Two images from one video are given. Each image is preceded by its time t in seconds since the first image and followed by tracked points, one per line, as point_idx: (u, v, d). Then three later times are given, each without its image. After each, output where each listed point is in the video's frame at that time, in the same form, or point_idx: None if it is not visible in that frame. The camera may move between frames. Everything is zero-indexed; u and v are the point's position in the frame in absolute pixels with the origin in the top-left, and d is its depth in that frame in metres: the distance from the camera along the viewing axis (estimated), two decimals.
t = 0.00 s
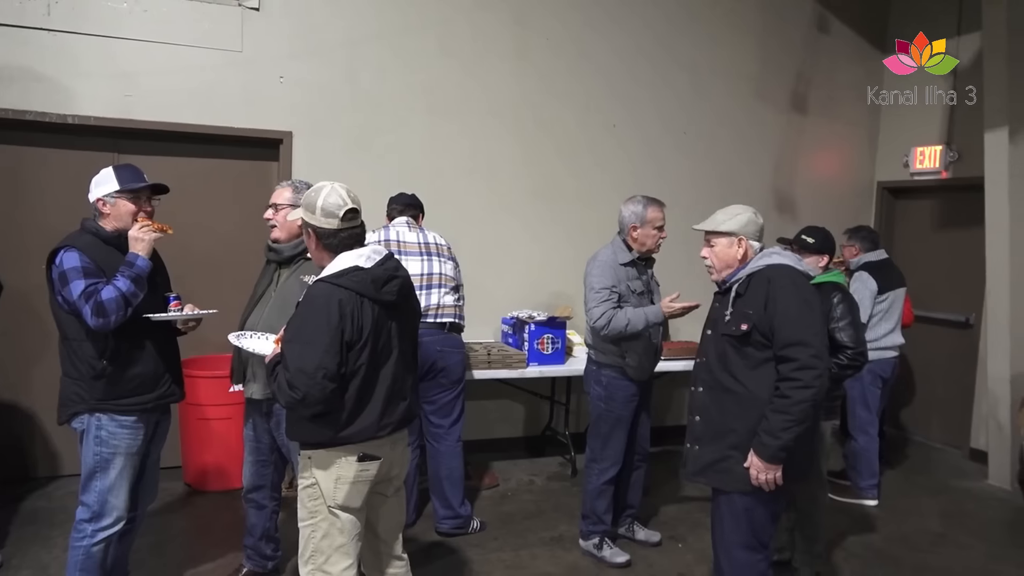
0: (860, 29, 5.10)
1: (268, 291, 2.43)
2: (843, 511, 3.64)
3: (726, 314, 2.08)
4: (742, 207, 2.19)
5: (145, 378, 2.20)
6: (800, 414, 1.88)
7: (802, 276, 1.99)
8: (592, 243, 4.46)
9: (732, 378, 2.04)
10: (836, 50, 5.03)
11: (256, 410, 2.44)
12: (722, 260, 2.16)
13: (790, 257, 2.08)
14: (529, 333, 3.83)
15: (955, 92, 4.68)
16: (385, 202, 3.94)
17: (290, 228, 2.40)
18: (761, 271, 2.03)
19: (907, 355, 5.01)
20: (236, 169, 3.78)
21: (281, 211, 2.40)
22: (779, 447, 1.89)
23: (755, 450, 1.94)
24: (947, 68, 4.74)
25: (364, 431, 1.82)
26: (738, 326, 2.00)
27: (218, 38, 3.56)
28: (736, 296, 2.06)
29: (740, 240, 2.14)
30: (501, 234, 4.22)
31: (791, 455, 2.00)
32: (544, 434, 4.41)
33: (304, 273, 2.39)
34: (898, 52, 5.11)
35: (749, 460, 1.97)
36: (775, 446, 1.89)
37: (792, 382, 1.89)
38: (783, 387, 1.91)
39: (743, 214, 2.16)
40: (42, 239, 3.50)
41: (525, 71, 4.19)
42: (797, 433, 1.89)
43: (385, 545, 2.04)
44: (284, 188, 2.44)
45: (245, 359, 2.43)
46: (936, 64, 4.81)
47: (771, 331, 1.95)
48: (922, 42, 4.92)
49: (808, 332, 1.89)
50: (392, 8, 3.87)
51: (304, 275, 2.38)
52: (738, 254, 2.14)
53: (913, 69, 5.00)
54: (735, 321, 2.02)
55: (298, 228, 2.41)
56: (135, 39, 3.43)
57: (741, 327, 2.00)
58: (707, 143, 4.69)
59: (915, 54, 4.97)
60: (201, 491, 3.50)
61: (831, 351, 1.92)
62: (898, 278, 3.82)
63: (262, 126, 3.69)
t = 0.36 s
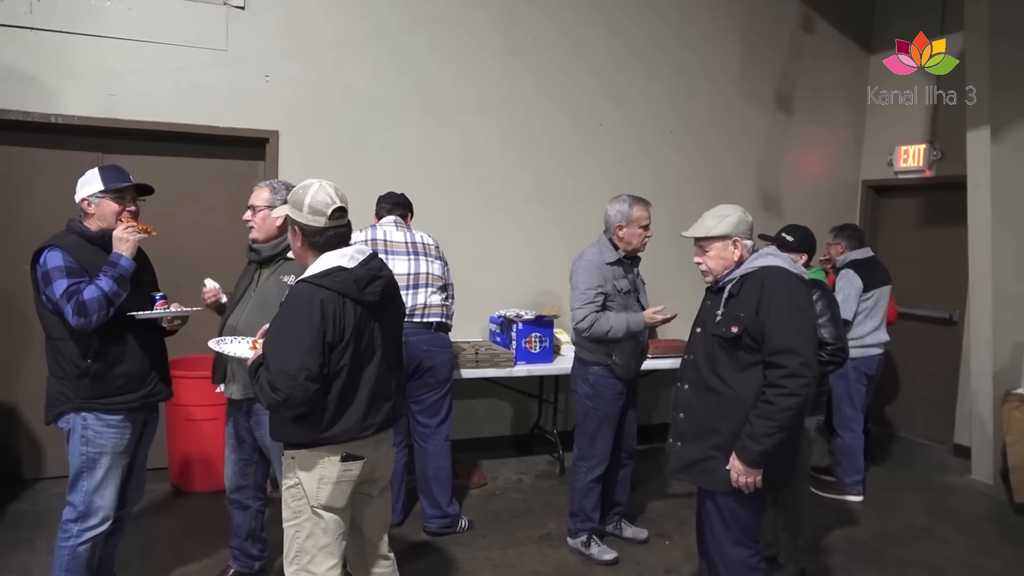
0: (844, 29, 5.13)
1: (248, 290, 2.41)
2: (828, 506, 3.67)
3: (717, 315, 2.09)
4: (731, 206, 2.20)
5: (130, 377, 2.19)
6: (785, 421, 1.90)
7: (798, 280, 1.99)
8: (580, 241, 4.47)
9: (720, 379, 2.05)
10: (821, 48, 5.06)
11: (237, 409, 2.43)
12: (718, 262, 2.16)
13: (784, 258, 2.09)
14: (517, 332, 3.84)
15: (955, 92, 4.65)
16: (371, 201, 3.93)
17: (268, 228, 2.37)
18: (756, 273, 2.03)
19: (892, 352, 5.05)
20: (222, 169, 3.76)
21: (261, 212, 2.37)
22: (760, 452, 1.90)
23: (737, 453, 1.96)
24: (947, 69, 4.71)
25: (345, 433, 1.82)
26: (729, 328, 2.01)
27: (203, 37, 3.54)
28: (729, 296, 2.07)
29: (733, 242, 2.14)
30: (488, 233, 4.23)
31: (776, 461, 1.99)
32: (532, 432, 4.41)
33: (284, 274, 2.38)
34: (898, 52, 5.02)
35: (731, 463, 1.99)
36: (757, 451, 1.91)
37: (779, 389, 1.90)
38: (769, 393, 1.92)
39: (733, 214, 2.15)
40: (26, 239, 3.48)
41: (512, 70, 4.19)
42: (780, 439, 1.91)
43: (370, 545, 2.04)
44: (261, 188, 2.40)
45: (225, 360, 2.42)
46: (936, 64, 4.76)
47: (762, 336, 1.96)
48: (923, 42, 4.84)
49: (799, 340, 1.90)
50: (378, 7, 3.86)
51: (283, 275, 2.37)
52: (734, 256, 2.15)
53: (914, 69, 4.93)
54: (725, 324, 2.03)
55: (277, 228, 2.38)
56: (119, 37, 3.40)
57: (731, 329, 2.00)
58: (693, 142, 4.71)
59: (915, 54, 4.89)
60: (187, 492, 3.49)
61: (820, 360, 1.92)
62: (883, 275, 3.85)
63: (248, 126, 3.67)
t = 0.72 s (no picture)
0: (822, 29, 5.18)
1: (223, 291, 2.39)
2: (807, 502, 3.71)
3: (704, 318, 2.10)
4: (712, 205, 2.17)
5: (107, 378, 2.16)
6: (772, 426, 1.91)
7: (784, 281, 2.00)
8: (562, 240, 4.48)
9: (709, 383, 2.07)
10: (800, 48, 5.11)
11: (213, 410, 2.41)
12: (703, 265, 2.15)
13: (769, 257, 2.11)
14: (499, 331, 3.84)
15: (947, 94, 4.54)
16: (352, 201, 3.92)
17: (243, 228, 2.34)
18: (742, 275, 2.04)
19: (870, 348, 5.12)
20: (201, 168, 3.73)
21: (236, 212, 2.35)
22: (747, 456, 1.92)
23: (722, 456, 1.96)
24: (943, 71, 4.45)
25: (329, 433, 1.82)
26: (717, 333, 2.02)
27: (180, 35, 3.50)
28: (715, 299, 2.09)
29: (717, 243, 2.14)
30: (471, 232, 4.22)
31: (763, 465, 1.99)
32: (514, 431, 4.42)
33: (259, 274, 2.37)
34: (898, 52, 4.83)
35: (715, 465, 1.98)
36: (745, 455, 1.92)
37: (766, 394, 1.92)
38: (757, 399, 1.94)
39: (715, 215, 2.14)
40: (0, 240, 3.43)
41: (493, 70, 4.19)
42: (768, 444, 1.92)
43: (350, 546, 2.04)
44: (234, 189, 2.38)
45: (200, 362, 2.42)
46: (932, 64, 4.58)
47: (750, 341, 1.98)
48: (922, 42, 4.63)
49: (786, 345, 1.92)
50: (358, 6, 3.84)
51: (258, 275, 2.36)
52: (718, 258, 2.15)
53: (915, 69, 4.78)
54: (713, 328, 2.04)
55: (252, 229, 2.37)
56: (95, 35, 3.36)
57: (719, 334, 2.02)
58: (674, 141, 4.73)
59: (915, 54, 4.69)
60: (167, 495, 3.46)
61: (807, 364, 1.94)
62: (862, 273, 3.89)
63: (227, 125, 3.64)
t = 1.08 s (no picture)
0: (801, 30, 5.22)
1: (198, 291, 2.36)
2: (786, 498, 3.74)
3: (692, 322, 2.10)
4: (692, 207, 2.17)
5: (79, 378, 2.13)
6: (770, 430, 1.92)
7: (769, 281, 2.02)
8: (543, 239, 4.48)
9: (702, 388, 2.07)
10: (779, 48, 5.15)
11: (189, 412, 2.38)
12: (687, 270, 2.15)
13: (752, 256, 2.12)
14: (480, 330, 3.83)
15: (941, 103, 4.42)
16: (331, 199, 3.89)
17: (214, 228, 2.34)
18: (729, 276, 2.05)
19: (847, 346, 5.17)
20: (178, 165, 3.68)
21: (209, 213, 2.33)
22: (747, 460, 1.92)
23: (721, 460, 1.97)
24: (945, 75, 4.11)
25: (312, 429, 1.80)
26: (707, 338, 2.02)
27: (156, 30, 3.46)
28: (703, 303, 2.09)
29: (699, 247, 2.14)
30: (452, 231, 4.21)
31: (760, 469, 2.00)
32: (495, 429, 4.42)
33: (234, 273, 2.34)
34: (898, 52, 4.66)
35: (715, 470, 1.99)
36: (745, 459, 1.93)
37: (762, 397, 1.93)
38: (753, 402, 1.95)
39: (694, 218, 2.13)
40: None
41: (475, 69, 4.18)
42: (766, 447, 1.93)
43: (331, 547, 2.02)
44: (210, 186, 2.33)
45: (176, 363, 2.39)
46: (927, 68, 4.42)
47: (742, 343, 1.98)
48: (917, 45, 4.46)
49: (779, 347, 1.93)
50: (338, 4, 3.82)
51: (233, 275, 2.34)
52: (701, 261, 2.15)
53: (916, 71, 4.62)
54: (703, 333, 2.04)
55: (224, 229, 2.36)
56: (69, 30, 3.31)
57: (710, 339, 2.02)
58: (654, 140, 4.75)
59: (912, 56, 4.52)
60: (143, 496, 3.42)
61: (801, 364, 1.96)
62: (839, 272, 3.92)
63: (205, 122, 3.60)
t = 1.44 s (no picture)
0: (780, 27, 5.25)
1: (169, 289, 2.34)
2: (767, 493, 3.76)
3: (673, 328, 2.11)
4: (664, 212, 2.16)
5: (40, 379, 2.09)
6: (753, 431, 1.93)
7: (747, 279, 2.03)
8: (524, 236, 4.47)
9: (687, 393, 2.08)
10: (758, 45, 5.17)
11: (159, 411, 2.34)
12: (663, 275, 2.15)
13: (729, 254, 2.13)
14: (461, 327, 3.81)
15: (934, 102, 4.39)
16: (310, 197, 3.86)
17: (188, 228, 2.29)
18: (704, 279, 2.05)
19: (827, 341, 5.21)
20: (152, 162, 3.63)
21: (181, 212, 2.29)
22: (732, 462, 1.93)
23: (709, 464, 1.98)
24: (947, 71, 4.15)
25: (296, 425, 1.79)
26: (689, 344, 2.02)
27: (130, 26, 3.41)
28: (681, 309, 2.09)
29: (673, 252, 2.13)
30: (433, 228, 4.19)
31: (748, 471, 2.01)
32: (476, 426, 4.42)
33: (204, 274, 2.27)
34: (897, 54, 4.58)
35: (703, 474, 2.00)
36: (731, 463, 1.93)
37: (743, 400, 1.94)
38: (735, 405, 1.95)
39: (665, 223, 2.12)
40: None
41: (455, 65, 4.16)
42: (751, 449, 1.94)
43: (312, 547, 2.01)
44: (183, 185, 2.30)
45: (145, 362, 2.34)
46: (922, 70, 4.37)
47: (722, 347, 1.99)
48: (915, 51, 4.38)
49: (758, 348, 1.93)
50: None
51: (203, 276, 2.27)
52: (677, 267, 2.15)
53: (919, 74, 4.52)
54: (682, 339, 2.04)
55: (196, 228, 2.30)
56: (41, 26, 3.26)
57: (691, 345, 2.02)
58: (635, 136, 4.75)
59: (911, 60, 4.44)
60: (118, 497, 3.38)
61: (781, 363, 1.96)
62: (818, 267, 3.95)
63: (180, 118, 3.56)
